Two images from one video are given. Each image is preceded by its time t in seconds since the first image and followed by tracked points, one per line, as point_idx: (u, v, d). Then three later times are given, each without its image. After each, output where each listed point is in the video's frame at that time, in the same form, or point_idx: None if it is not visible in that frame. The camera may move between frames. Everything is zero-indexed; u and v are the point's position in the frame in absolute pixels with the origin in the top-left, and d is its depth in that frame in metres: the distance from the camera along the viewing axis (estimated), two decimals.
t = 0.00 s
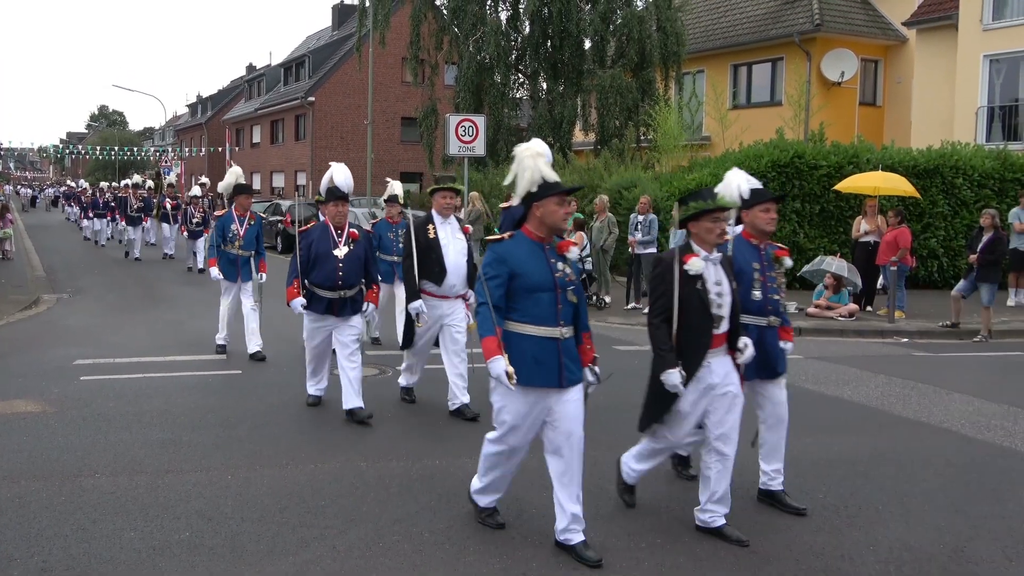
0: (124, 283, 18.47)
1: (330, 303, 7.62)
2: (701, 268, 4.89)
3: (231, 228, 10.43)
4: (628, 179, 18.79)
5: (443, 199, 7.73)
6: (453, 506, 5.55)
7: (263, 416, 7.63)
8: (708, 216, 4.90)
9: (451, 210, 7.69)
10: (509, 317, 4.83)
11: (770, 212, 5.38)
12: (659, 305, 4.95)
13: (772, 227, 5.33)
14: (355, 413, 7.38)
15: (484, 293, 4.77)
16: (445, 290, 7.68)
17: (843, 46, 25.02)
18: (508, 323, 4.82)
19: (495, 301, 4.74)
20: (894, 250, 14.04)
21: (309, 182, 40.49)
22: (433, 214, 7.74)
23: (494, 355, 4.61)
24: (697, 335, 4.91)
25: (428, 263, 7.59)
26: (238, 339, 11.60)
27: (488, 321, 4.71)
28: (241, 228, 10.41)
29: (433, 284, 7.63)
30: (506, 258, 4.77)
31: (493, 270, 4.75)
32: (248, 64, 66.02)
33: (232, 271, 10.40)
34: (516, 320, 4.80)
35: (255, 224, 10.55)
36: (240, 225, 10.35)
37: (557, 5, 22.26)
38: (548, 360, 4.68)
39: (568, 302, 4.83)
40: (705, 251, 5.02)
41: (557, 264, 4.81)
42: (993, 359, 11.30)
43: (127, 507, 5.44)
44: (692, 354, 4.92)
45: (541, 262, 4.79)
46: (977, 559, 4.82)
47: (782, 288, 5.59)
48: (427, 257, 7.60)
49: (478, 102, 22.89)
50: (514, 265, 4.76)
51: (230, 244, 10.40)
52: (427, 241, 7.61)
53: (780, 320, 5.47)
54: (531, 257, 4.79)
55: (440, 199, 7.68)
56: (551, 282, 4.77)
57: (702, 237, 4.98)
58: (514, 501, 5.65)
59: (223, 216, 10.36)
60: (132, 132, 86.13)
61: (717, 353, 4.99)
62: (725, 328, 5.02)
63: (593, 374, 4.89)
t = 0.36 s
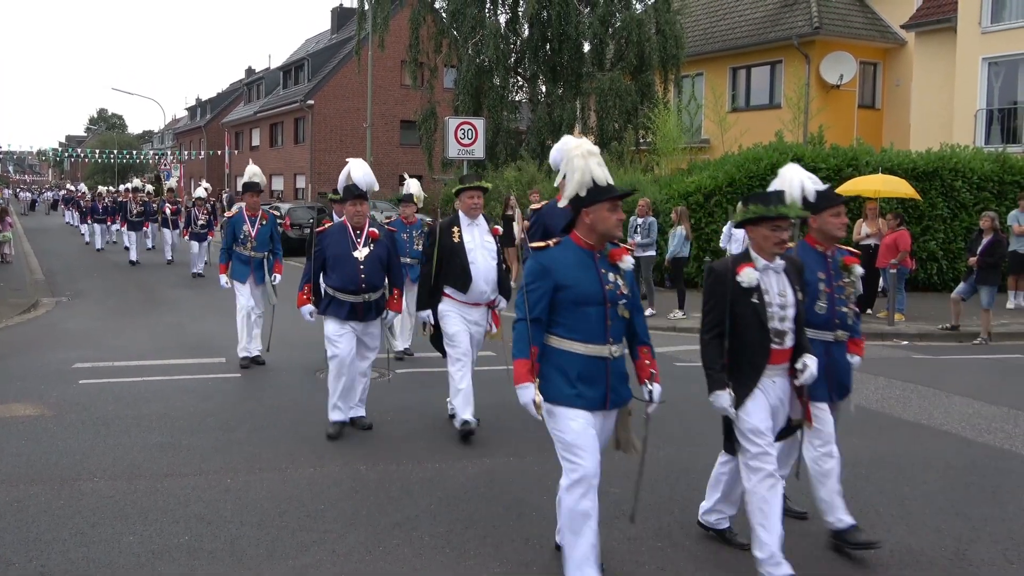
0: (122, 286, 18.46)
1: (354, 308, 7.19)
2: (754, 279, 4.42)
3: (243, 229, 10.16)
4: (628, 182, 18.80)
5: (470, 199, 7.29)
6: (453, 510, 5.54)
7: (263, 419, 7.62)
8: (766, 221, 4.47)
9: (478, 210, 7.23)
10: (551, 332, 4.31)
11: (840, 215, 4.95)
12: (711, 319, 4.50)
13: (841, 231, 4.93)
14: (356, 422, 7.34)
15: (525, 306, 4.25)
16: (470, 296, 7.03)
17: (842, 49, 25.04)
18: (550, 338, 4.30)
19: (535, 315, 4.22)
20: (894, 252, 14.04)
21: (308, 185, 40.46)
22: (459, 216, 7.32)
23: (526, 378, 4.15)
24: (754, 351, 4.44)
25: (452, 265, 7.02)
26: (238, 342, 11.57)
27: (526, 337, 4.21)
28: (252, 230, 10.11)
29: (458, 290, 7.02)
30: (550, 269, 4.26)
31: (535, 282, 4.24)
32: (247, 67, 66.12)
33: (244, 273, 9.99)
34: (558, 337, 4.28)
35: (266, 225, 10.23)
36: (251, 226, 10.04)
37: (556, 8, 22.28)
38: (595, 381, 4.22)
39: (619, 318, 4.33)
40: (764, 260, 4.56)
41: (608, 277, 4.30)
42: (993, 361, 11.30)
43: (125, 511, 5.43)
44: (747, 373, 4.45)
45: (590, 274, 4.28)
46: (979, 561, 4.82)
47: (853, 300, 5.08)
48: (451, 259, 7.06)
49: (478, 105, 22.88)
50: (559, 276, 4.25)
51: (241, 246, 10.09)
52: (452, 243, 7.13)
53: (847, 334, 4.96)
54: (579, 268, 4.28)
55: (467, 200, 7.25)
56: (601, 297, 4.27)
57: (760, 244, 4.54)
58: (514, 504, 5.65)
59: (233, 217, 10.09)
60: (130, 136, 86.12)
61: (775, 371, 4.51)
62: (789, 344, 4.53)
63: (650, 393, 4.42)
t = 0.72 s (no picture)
0: (124, 288, 18.47)
1: (374, 323, 6.53)
2: (838, 289, 3.88)
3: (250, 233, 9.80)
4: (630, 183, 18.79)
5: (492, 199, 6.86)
6: (455, 512, 5.53)
7: (265, 421, 7.60)
8: (849, 230, 3.94)
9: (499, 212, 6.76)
10: (595, 350, 3.81)
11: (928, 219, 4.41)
12: (784, 335, 4.00)
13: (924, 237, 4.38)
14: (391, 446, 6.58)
15: (568, 322, 3.75)
16: (502, 303, 6.73)
17: (844, 50, 25.03)
18: (595, 357, 3.81)
19: (581, 331, 3.72)
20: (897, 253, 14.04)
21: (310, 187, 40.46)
22: (480, 217, 6.83)
23: (580, 404, 3.60)
24: (836, 370, 3.94)
25: (481, 275, 6.69)
26: (240, 344, 11.56)
27: (572, 357, 3.68)
28: (258, 232, 9.75)
29: (487, 298, 6.72)
30: (591, 277, 3.76)
31: (578, 295, 3.74)
32: (249, 68, 66.19)
33: (250, 277, 9.64)
34: (605, 354, 3.79)
35: (274, 228, 9.85)
36: (257, 229, 9.70)
37: (558, 9, 22.26)
38: (652, 399, 3.71)
39: (670, 327, 3.83)
40: (844, 270, 4.01)
41: (654, 282, 3.81)
42: (996, 362, 11.26)
43: (127, 512, 5.42)
44: (829, 395, 3.94)
45: (636, 281, 3.78)
46: (983, 563, 4.80)
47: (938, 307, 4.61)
48: (478, 267, 6.70)
49: (479, 107, 22.86)
50: (603, 284, 3.75)
51: (249, 250, 9.75)
52: (477, 250, 6.72)
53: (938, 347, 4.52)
54: (622, 274, 3.78)
55: (486, 202, 6.73)
56: (649, 306, 3.77)
57: (837, 253, 4.01)
58: (516, 506, 5.63)
59: (239, 220, 9.73)
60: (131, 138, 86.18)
61: (861, 393, 4.02)
62: (870, 361, 4.01)
63: (701, 410, 3.94)
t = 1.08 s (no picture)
0: (128, 289, 18.49)
1: (400, 336, 6.01)
2: (962, 315, 3.36)
3: (260, 233, 9.55)
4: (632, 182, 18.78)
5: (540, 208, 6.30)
6: (459, 512, 5.52)
7: (269, 422, 7.60)
8: (977, 250, 3.41)
9: (546, 222, 6.23)
10: (661, 385, 3.34)
11: None
12: (896, 361, 3.44)
13: None
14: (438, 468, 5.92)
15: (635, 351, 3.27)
16: (542, 320, 6.15)
17: (848, 47, 25.00)
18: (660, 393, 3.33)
19: (650, 363, 3.25)
20: (901, 251, 14.01)
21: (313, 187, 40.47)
22: (523, 226, 6.29)
23: (652, 443, 3.12)
24: (955, 406, 3.45)
25: (524, 287, 6.14)
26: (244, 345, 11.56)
27: (633, 389, 3.23)
28: (270, 233, 9.51)
29: (528, 312, 6.17)
30: (663, 301, 3.27)
31: (648, 322, 3.26)
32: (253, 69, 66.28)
33: (262, 280, 9.40)
34: (670, 391, 3.31)
35: (285, 229, 9.64)
36: (268, 228, 9.49)
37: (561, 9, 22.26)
38: (722, 447, 3.23)
39: (749, 366, 3.33)
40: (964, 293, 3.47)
41: (733, 315, 3.30)
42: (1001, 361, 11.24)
43: (132, 514, 5.42)
44: (943, 437, 3.44)
45: (714, 311, 3.28)
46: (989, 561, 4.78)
47: None
48: (521, 279, 6.15)
49: (482, 106, 22.87)
50: (675, 310, 3.26)
51: (258, 251, 9.47)
52: (521, 260, 6.16)
53: None
54: (698, 301, 3.28)
55: (533, 210, 6.21)
56: (727, 340, 3.28)
57: (957, 274, 3.48)
58: (520, 506, 5.63)
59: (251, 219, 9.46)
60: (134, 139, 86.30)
61: (982, 432, 3.51)
62: (990, 398, 3.51)
63: (774, 459, 3.37)
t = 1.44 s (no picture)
0: (132, 288, 18.53)
1: (444, 340, 5.64)
2: None
3: (277, 230, 9.07)
4: (637, 183, 18.76)
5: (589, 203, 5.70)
6: (464, 511, 5.52)
7: (272, 421, 7.61)
8: None
9: (597, 220, 5.68)
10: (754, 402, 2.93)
11: None
12: (996, 379, 3.07)
13: None
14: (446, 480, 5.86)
15: (724, 361, 2.89)
16: (593, 323, 5.53)
17: (852, 48, 24.96)
18: (754, 411, 2.93)
19: (743, 377, 2.85)
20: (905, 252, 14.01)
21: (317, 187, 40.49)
22: (570, 222, 5.77)
23: (726, 469, 2.76)
24: None
25: (569, 288, 5.54)
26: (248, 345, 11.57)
27: (725, 406, 2.85)
28: (288, 231, 9.03)
29: (576, 315, 5.53)
30: (769, 311, 2.87)
31: (745, 332, 2.87)
32: (256, 68, 66.34)
33: (279, 282, 8.93)
34: (771, 411, 2.89)
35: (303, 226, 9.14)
36: (287, 227, 9.00)
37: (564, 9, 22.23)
38: (832, 481, 2.84)
39: (866, 389, 2.92)
40: None
41: (851, 331, 2.87)
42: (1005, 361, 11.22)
43: (136, 512, 5.43)
44: None
45: (827, 326, 2.86)
46: (991, 561, 4.78)
47: None
48: (567, 280, 5.57)
49: (486, 106, 22.85)
50: (782, 322, 2.86)
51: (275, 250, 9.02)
52: (566, 259, 5.61)
53: None
54: (809, 312, 2.86)
55: (582, 207, 5.69)
56: (843, 360, 2.86)
57: None
58: (523, 505, 5.63)
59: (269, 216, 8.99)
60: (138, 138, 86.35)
61: None
62: None
63: (904, 495, 2.99)
